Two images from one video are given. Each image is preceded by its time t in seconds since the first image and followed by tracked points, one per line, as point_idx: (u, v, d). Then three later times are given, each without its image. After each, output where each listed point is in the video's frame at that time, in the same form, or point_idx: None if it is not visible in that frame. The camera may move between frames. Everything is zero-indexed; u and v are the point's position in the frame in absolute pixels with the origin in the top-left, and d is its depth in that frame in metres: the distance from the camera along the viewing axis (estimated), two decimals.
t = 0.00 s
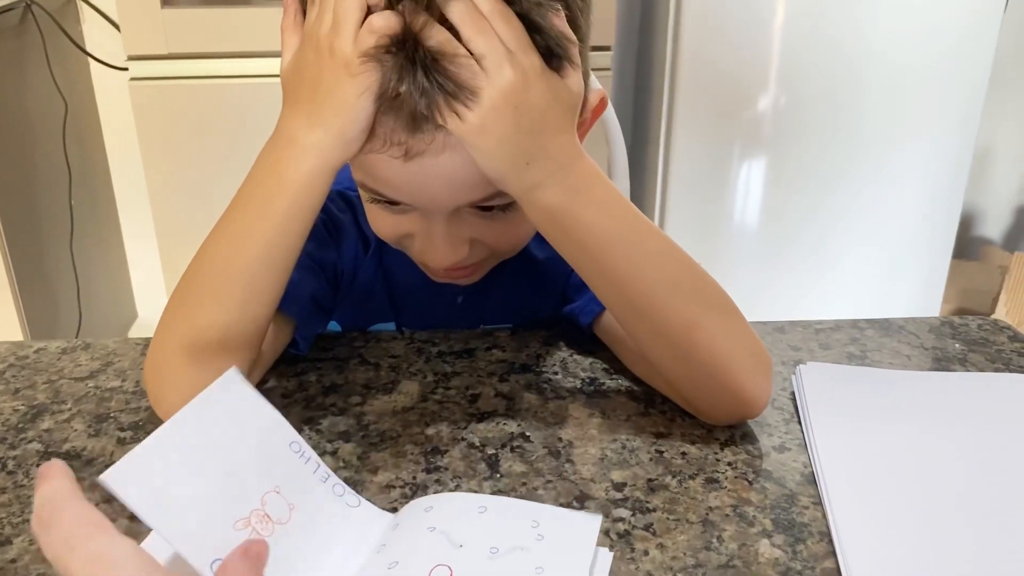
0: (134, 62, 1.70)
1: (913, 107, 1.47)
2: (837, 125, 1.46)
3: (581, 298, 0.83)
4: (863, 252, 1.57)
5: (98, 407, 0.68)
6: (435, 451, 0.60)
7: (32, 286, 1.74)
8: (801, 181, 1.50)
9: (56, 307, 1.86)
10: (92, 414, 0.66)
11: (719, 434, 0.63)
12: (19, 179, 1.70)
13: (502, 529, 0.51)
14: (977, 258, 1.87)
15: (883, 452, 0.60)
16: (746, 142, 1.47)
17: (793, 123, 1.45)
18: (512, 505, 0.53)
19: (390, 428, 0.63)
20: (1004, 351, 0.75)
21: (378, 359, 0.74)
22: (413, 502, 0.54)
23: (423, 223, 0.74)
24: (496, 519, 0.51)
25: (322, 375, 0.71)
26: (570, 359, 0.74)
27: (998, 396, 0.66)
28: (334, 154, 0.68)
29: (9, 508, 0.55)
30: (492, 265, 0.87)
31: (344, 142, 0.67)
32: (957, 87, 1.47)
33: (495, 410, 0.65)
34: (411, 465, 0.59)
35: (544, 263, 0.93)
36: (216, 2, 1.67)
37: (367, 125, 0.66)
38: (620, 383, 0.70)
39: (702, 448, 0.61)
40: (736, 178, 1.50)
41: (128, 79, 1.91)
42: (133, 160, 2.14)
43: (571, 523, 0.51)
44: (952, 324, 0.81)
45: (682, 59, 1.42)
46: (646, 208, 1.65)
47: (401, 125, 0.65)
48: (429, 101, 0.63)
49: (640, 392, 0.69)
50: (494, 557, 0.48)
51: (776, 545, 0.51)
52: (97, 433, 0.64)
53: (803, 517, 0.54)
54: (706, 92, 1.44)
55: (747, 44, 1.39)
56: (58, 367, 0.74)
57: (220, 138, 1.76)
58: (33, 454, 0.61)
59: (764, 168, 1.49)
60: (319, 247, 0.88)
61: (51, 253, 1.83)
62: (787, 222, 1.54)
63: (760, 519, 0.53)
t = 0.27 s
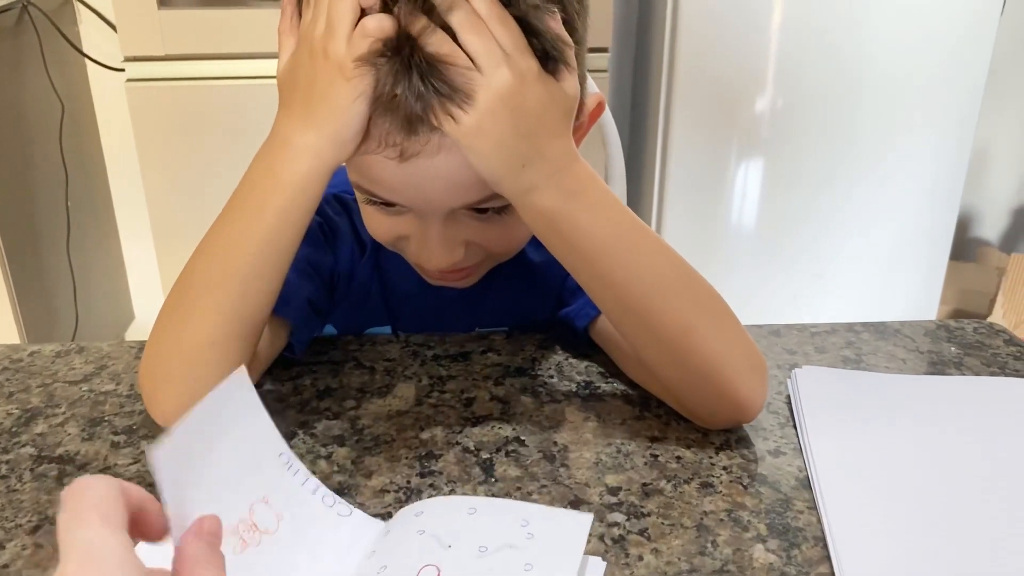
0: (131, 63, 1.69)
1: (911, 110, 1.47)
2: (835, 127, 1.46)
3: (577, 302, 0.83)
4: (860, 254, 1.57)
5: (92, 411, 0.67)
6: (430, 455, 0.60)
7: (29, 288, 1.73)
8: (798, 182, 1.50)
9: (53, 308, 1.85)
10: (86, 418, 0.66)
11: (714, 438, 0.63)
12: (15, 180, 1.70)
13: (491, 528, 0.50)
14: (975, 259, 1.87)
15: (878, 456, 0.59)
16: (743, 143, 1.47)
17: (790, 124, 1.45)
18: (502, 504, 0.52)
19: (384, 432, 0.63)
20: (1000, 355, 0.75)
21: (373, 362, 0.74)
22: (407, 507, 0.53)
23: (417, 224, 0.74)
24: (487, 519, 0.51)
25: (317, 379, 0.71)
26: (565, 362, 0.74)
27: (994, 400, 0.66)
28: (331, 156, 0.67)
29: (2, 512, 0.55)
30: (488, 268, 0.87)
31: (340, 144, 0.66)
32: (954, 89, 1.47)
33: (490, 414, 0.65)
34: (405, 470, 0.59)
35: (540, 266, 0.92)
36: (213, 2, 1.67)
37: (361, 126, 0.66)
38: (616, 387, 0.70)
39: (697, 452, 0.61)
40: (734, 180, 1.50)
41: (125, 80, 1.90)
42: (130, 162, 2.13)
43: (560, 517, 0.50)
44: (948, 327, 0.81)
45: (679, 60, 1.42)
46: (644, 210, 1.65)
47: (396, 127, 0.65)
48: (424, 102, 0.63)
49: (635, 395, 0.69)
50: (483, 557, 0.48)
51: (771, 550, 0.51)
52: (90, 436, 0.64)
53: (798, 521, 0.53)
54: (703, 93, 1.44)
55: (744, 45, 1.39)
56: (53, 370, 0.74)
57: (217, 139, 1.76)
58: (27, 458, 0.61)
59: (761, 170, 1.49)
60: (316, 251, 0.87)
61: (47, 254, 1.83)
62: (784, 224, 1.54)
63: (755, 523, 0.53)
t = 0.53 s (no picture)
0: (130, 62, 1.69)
1: (910, 111, 1.47)
2: (834, 127, 1.46)
3: (578, 300, 0.83)
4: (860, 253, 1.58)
5: (93, 409, 0.67)
6: (430, 453, 0.60)
7: (28, 288, 1.73)
8: (797, 182, 1.50)
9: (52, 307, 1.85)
10: (87, 415, 0.66)
11: (714, 436, 0.63)
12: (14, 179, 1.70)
13: (485, 523, 0.50)
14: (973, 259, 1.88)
15: (879, 454, 0.60)
16: (742, 143, 1.47)
17: (789, 124, 1.46)
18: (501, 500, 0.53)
19: (385, 431, 0.63)
20: (999, 353, 0.76)
21: (373, 361, 0.74)
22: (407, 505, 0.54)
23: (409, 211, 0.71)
24: (482, 515, 0.51)
25: (317, 377, 0.71)
26: (566, 361, 0.74)
27: (993, 398, 0.66)
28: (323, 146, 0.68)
29: (3, 510, 0.55)
30: (481, 261, 0.84)
31: (330, 133, 0.67)
32: (953, 89, 1.47)
33: (491, 412, 0.65)
34: (406, 468, 0.59)
35: (541, 265, 0.92)
36: (213, 2, 1.67)
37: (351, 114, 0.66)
38: (616, 386, 0.70)
39: (697, 450, 0.61)
40: (733, 180, 1.50)
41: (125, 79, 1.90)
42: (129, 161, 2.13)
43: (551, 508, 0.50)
44: (947, 326, 0.81)
45: (679, 60, 1.42)
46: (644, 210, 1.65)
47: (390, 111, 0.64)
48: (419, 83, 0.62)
49: (635, 394, 0.69)
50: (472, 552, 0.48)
51: (771, 547, 0.51)
52: (91, 435, 0.64)
53: (798, 519, 0.54)
54: (703, 92, 1.44)
55: (744, 46, 1.39)
56: (53, 368, 0.74)
57: (217, 139, 1.76)
58: (28, 455, 0.61)
59: (760, 170, 1.49)
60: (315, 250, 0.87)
61: (47, 254, 1.83)
62: (783, 224, 1.54)
63: (755, 521, 0.53)
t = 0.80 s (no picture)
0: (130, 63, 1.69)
1: (910, 113, 1.48)
2: (834, 128, 1.47)
3: (578, 299, 0.82)
4: (859, 255, 1.58)
5: (93, 409, 0.68)
6: (430, 453, 0.60)
7: (28, 288, 1.73)
8: (797, 184, 1.51)
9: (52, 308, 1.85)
10: (87, 415, 0.66)
11: (714, 435, 0.63)
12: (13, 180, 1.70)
13: (500, 527, 0.50)
14: (972, 260, 1.88)
15: (878, 453, 0.60)
16: (742, 145, 1.47)
17: (788, 125, 1.46)
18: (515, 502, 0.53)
19: (385, 430, 0.63)
20: (998, 353, 0.76)
21: (373, 361, 0.74)
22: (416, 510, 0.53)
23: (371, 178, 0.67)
24: (493, 519, 0.51)
25: (317, 377, 0.71)
26: (566, 361, 0.74)
27: (992, 398, 0.66)
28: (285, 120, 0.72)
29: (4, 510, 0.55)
30: (459, 242, 0.80)
31: (286, 103, 0.71)
32: (952, 91, 1.47)
33: (491, 412, 0.66)
34: (405, 468, 0.59)
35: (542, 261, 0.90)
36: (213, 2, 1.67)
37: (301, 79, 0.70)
38: (616, 386, 0.70)
39: (697, 451, 0.61)
40: (733, 181, 1.50)
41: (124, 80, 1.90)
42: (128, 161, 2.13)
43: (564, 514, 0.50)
44: (946, 326, 0.81)
45: (678, 61, 1.42)
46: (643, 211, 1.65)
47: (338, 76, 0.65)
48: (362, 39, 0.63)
49: (635, 394, 0.69)
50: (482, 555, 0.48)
51: (771, 547, 0.51)
52: (92, 434, 0.64)
53: (798, 518, 0.54)
54: (703, 93, 1.44)
55: (743, 47, 1.40)
56: (53, 368, 0.74)
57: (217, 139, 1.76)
58: (28, 455, 0.61)
59: (760, 171, 1.49)
60: (309, 249, 0.85)
61: (46, 254, 1.83)
62: (783, 226, 1.54)
63: (755, 521, 0.53)
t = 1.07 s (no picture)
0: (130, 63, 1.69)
1: (910, 113, 1.48)
2: (834, 129, 1.47)
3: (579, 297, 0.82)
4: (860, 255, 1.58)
5: (92, 408, 0.67)
6: (430, 452, 0.60)
7: (28, 288, 1.73)
8: (797, 184, 1.51)
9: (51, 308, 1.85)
10: (86, 414, 0.66)
11: (715, 435, 0.63)
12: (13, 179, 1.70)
13: (492, 534, 0.51)
14: (972, 261, 1.88)
15: (879, 452, 0.60)
16: (742, 145, 1.47)
17: (788, 125, 1.46)
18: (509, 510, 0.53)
19: (386, 430, 0.63)
20: (999, 353, 0.76)
21: (373, 360, 0.74)
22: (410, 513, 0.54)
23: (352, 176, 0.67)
24: (489, 524, 0.52)
25: (318, 376, 0.71)
26: (566, 360, 0.74)
27: (993, 398, 0.66)
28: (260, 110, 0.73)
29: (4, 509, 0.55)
30: (442, 243, 0.79)
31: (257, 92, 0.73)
32: (953, 91, 1.47)
33: (491, 411, 0.65)
34: (405, 468, 0.59)
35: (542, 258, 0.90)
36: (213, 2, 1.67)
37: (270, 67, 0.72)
38: (617, 385, 0.70)
39: (699, 450, 0.61)
40: (733, 181, 1.51)
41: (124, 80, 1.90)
42: (127, 161, 2.12)
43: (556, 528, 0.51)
44: (947, 325, 0.81)
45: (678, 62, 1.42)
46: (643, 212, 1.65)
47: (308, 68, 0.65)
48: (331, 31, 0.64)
49: (636, 394, 0.69)
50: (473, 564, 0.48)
51: (772, 546, 0.51)
52: (91, 434, 0.64)
53: (799, 518, 0.54)
54: (703, 94, 1.44)
55: (743, 47, 1.40)
56: (53, 368, 0.74)
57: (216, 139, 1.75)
58: (27, 455, 0.61)
59: (760, 171, 1.49)
60: (304, 250, 0.85)
61: (45, 254, 1.83)
62: (783, 226, 1.54)
63: (756, 520, 0.53)
